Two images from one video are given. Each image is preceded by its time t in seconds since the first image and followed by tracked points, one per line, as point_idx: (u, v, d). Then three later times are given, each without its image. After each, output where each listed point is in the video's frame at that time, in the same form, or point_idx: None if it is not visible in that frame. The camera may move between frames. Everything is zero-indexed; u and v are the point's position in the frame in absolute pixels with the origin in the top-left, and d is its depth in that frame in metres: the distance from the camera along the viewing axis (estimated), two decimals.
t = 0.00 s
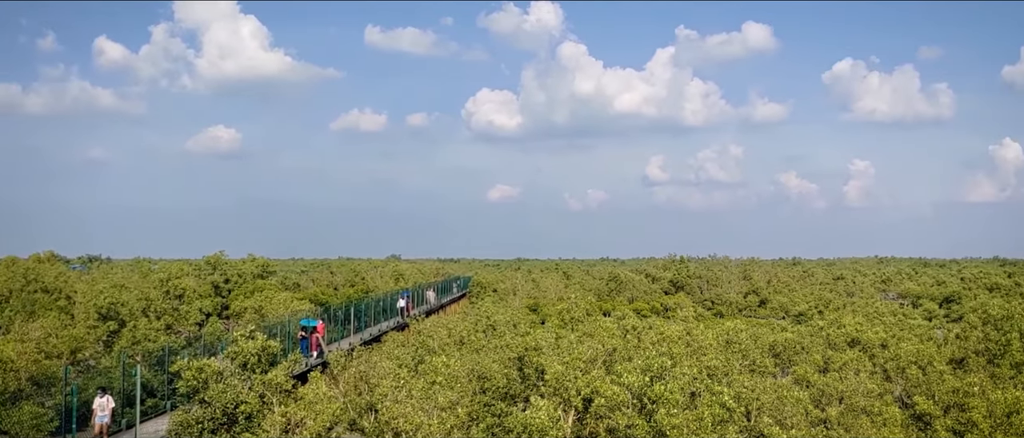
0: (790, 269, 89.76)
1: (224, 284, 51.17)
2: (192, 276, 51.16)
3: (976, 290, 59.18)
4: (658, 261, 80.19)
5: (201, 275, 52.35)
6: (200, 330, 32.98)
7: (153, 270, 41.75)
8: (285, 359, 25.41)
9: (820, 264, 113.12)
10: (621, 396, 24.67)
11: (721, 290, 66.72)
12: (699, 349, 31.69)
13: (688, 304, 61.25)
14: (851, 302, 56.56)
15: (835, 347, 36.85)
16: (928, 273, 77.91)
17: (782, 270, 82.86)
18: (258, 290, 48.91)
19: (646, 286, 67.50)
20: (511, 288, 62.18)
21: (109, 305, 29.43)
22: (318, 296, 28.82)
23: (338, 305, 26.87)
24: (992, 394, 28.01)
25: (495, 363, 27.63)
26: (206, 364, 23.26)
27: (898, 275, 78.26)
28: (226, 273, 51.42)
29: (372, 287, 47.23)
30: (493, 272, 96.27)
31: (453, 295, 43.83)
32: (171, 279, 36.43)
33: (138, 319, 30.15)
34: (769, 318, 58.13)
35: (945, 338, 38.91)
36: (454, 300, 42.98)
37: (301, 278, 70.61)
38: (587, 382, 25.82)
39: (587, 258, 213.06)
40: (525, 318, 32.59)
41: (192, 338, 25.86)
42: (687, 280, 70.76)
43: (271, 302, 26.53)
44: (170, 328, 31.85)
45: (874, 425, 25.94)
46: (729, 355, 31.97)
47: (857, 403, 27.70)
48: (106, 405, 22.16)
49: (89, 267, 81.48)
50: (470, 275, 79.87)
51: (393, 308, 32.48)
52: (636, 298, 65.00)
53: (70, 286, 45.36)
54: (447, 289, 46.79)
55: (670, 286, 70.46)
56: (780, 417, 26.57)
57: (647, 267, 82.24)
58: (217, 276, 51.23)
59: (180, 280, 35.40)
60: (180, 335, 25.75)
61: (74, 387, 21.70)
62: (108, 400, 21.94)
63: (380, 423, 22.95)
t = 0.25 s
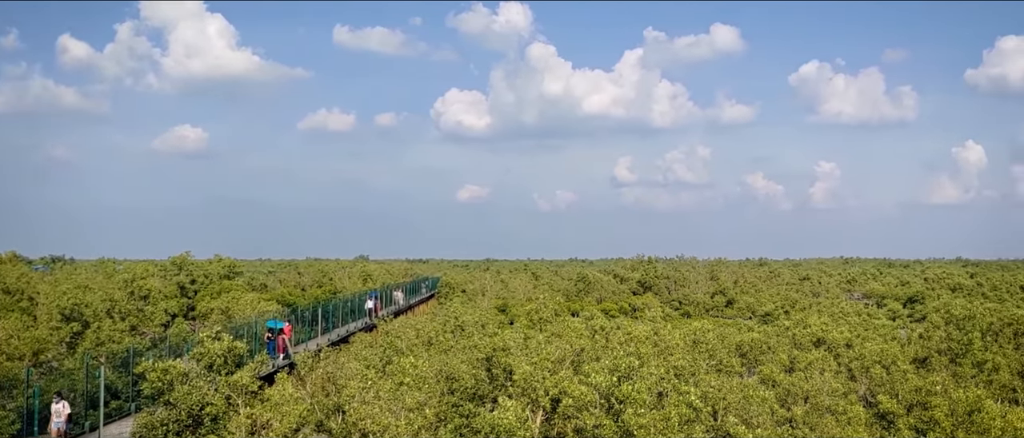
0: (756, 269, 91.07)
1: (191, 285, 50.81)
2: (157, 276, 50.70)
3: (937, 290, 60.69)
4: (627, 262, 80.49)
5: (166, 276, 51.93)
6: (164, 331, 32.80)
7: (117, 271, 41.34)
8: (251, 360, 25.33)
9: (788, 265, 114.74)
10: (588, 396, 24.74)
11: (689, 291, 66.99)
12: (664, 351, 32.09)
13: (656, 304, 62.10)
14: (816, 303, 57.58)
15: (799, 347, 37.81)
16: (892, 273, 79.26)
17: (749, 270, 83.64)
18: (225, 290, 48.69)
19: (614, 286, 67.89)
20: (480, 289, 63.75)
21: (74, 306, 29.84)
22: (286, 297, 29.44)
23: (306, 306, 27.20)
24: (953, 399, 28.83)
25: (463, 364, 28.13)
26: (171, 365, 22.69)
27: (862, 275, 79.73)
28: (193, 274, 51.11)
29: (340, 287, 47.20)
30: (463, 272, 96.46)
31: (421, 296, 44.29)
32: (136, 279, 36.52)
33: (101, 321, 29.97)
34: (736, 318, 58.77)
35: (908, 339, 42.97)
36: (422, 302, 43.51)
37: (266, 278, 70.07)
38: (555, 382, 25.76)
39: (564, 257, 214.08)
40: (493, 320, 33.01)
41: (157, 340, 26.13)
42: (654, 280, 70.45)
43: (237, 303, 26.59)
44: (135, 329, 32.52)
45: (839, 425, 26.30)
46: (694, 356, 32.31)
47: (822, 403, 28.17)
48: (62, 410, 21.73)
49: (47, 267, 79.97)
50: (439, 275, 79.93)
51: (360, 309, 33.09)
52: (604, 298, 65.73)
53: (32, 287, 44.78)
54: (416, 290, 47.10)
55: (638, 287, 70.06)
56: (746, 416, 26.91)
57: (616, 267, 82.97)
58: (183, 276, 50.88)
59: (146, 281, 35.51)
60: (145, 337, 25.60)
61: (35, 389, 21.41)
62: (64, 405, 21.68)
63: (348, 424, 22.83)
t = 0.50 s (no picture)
0: (721, 268, 92.47)
1: (157, 285, 50.49)
2: (122, 277, 50.44)
3: (898, 290, 62.33)
4: (595, 262, 81.14)
5: (131, 277, 51.64)
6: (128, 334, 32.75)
7: (82, 272, 41.06)
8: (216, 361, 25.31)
9: (754, 264, 116.64)
10: (555, 396, 24.92)
11: (657, 291, 68.25)
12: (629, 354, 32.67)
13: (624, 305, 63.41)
14: (781, 305, 58.88)
15: (765, 347, 38.83)
16: (856, 273, 80.78)
17: (715, 271, 84.61)
18: (192, 291, 48.59)
19: (581, 287, 68.99)
20: (448, 289, 65.97)
21: (38, 307, 30.21)
22: (253, 298, 30.20)
23: (273, 306, 27.74)
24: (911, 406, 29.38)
25: (431, 365, 28.56)
26: (136, 367, 22.59)
27: (827, 276, 81.27)
28: (159, 275, 50.89)
29: (308, 288, 47.32)
30: (432, 273, 97.05)
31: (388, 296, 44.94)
32: (100, 281, 36.77)
33: (64, 324, 29.90)
34: (702, 318, 60.20)
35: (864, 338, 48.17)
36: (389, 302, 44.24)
37: (232, 279, 69.71)
38: (523, 383, 25.89)
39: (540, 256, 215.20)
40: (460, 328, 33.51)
41: (122, 340, 26.26)
42: (621, 280, 71.59)
43: (204, 304, 26.82)
44: (99, 330, 33.09)
45: (803, 424, 26.78)
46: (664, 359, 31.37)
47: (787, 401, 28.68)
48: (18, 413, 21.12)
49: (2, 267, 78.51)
50: (408, 276, 80.34)
51: (327, 309, 33.96)
52: (572, 298, 66.79)
53: None
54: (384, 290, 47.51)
55: (606, 287, 71.87)
56: (712, 416, 27.73)
57: (584, 267, 84.06)
58: (149, 277, 50.60)
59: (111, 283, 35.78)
60: (109, 338, 25.49)
61: None
62: (19, 409, 21.00)
63: (315, 426, 22.90)
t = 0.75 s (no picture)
0: (686, 268, 93.99)
1: (121, 286, 50.17)
2: (86, 278, 50.27)
3: (858, 291, 64.02)
4: (562, 263, 82.07)
5: (95, 277, 51.42)
6: (92, 334, 32.80)
7: (45, 273, 40.88)
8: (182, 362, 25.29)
9: (719, 264, 118.86)
10: (522, 396, 25.25)
11: (623, 292, 69.68)
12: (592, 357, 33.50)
13: (590, 305, 64.81)
14: (745, 306, 60.23)
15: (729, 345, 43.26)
16: (819, 273, 82.62)
17: (680, 271, 85.87)
18: (157, 291, 48.56)
19: (548, 287, 70.09)
20: (415, 290, 67.40)
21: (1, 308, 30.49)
22: (220, 299, 31.07)
23: (241, 308, 28.61)
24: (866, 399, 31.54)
25: (398, 365, 28.89)
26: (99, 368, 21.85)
27: (790, 276, 83.07)
28: (124, 275, 50.74)
29: (276, 289, 47.62)
30: (401, 272, 97.69)
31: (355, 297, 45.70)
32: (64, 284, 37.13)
33: (27, 325, 29.84)
34: (668, 318, 61.63)
35: (830, 338, 53.56)
36: (355, 303, 45.06)
37: (199, 279, 69.65)
38: (490, 383, 26.41)
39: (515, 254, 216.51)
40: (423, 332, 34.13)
41: (86, 342, 26.19)
42: (589, 281, 73.19)
43: (170, 305, 27.23)
44: (62, 331, 33.58)
45: (766, 423, 27.33)
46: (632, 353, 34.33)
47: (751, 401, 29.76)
48: None
49: None
50: (376, 276, 80.88)
51: (294, 310, 35.01)
52: (539, 298, 67.90)
53: None
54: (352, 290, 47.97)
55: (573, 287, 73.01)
56: (677, 414, 28.17)
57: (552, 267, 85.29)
58: (114, 277, 50.37)
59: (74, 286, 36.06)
60: (72, 339, 25.34)
61: None
62: None
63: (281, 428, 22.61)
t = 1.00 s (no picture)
0: (651, 268, 94.63)
1: (85, 287, 49.80)
2: (48, 279, 49.84)
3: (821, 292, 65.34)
4: (528, 263, 82.33)
5: (58, 277, 50.96)
6: (54, 336, 32.73)
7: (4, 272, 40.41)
8: (145, 363, 25.18)
9: (683, 264, 120.18)
10: (488, 396, 25.51)
11: (590, 292, 70.60)
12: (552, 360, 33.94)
13: (557, 306, 65.62)
14: (710, 307, 61.16)
15: (695, 345, 53.31)
16: (782, 274, 83.84)
17: (646, 271, 86.44)
18: (121, 291, 48.29)
19: (515, 287, 70.64)
20: (382, 291, 67.43)
21: None
22: (184, 299, 31.70)
23: (204, 309, 29.33)
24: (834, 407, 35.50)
25: (364, 366, 30.01)
26: (61, 370, 21.61)
27: (754, 276, 84.11)
28: (86, 276, 50.38)
29: (242, 290, 47.71)
30: (367, 274, 97.74)
31: (321, 298, 46.05)
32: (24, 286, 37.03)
33: None
34: (634, 318, 62.55)
35: (793, 338, 55.60)
36: (321, 304, 45.50)
37: (163, 279, 69.11)
38: (455, 384, 26.92)
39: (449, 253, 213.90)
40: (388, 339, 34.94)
41: (47, 344, 25.98)
42: (556, 281, 73.44)
43: (132, 306, 27.42)
44: (23, 332, 33.71)
45: (731, 421, 29.04)
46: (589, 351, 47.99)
47: (715, 401, 31.84)
48: None
49: None
50: (343, 277, 80.91)
51: (259, 311, 35.77)
52: (506, 298, 68.41)
53: None
54: (318, 291, 48.15)
55: (540, 287, 73.31)
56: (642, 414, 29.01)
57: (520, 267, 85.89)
58: (76, 278, 50.01)
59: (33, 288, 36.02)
60: (33, 341, 25.13)
61: None
62: None
63: (246, 428, 22.87)
